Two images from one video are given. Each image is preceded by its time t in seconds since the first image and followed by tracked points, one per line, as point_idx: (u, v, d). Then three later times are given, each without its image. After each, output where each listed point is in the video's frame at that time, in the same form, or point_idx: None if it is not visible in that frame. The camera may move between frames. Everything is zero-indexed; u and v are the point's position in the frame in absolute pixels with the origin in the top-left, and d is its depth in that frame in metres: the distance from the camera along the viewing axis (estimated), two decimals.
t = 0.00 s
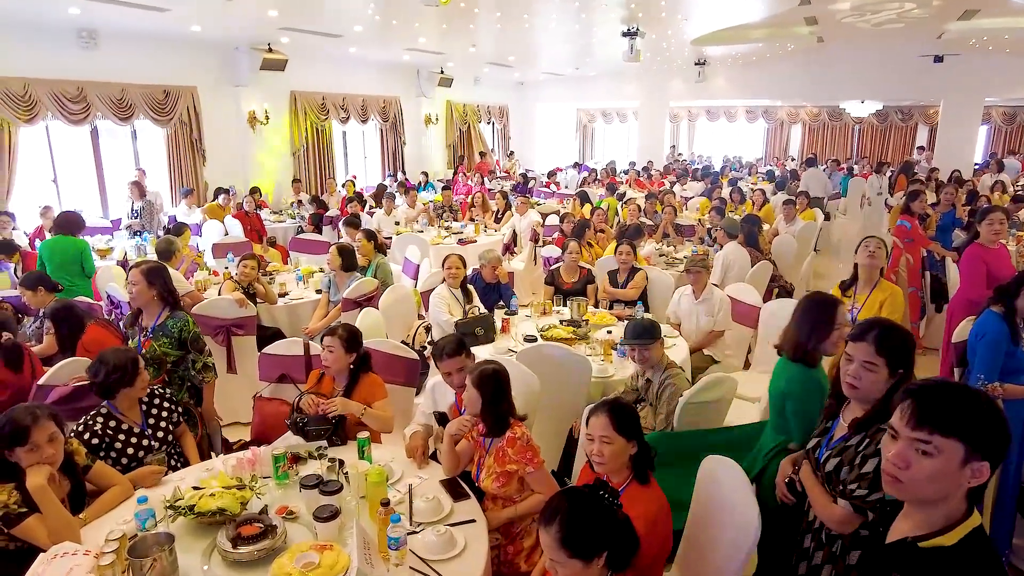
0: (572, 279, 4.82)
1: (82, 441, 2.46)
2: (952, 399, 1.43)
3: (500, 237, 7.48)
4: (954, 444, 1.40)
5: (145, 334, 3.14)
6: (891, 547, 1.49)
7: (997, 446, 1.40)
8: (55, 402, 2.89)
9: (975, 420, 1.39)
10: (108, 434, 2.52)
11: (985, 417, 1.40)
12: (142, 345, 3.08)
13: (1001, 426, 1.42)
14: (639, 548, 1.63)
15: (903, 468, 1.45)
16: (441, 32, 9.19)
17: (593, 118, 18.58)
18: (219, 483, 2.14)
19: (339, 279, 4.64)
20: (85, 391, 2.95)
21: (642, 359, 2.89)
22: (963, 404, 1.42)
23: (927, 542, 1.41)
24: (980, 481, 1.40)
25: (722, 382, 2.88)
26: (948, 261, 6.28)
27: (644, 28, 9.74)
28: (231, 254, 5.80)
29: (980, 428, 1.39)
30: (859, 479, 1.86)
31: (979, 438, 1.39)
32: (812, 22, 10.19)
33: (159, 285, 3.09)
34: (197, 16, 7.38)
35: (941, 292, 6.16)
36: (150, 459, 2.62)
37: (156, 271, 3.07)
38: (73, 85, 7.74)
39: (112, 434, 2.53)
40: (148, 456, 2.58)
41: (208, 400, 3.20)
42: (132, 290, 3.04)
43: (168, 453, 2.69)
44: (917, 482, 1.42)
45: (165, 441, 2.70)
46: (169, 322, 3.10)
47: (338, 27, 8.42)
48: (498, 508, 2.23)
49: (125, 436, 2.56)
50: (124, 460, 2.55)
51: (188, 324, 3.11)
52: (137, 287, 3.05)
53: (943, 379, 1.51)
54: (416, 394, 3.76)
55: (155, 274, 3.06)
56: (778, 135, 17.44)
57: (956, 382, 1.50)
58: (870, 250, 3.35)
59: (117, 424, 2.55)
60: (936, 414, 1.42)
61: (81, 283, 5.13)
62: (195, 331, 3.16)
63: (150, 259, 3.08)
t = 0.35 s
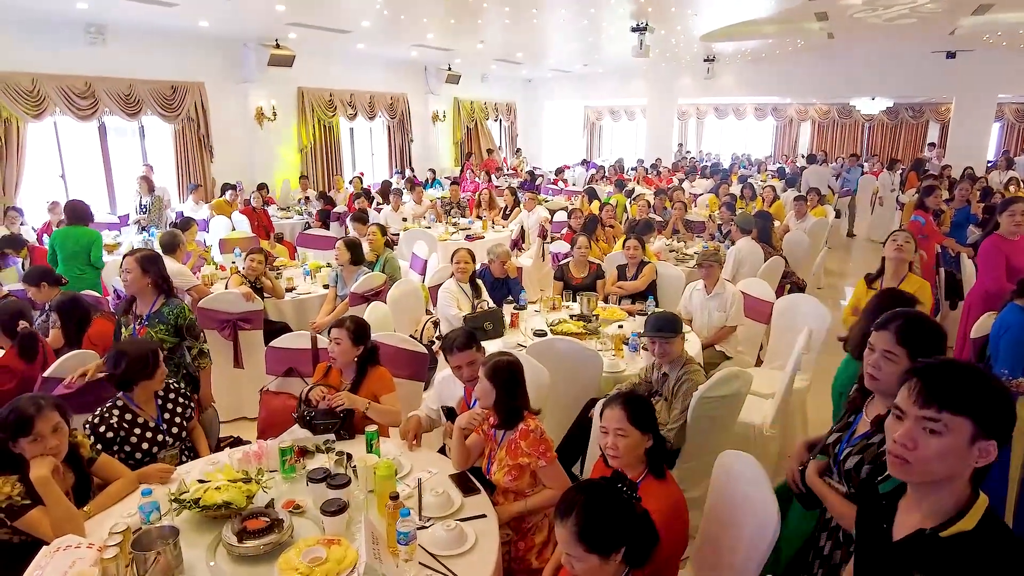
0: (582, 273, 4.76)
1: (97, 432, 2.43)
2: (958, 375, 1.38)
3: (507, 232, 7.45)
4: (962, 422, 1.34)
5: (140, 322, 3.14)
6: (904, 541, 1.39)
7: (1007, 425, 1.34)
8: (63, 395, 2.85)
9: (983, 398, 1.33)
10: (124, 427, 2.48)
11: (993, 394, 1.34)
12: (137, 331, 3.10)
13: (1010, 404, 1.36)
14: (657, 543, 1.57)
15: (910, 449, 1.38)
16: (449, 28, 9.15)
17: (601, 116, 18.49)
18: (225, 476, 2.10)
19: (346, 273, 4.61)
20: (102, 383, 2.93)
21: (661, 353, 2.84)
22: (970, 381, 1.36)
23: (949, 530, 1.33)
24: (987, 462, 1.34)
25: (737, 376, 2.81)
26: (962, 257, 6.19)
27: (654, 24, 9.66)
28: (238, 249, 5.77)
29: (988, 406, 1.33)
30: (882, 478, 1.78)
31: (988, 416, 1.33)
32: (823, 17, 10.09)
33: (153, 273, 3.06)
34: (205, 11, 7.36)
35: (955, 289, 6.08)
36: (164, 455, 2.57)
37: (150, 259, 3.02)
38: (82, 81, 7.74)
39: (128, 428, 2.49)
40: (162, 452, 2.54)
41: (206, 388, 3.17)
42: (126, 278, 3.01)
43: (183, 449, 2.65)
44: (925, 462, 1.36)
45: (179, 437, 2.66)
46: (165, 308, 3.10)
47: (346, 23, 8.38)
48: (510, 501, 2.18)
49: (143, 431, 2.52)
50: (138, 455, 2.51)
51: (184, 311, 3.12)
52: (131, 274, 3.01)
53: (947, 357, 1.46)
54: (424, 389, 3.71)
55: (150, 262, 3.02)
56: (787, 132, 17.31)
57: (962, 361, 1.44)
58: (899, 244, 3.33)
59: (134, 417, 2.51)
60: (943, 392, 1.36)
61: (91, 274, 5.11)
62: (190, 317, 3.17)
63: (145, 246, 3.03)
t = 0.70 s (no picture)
0: (590, 268, 4.70)
1: (109, 424, 2.40)
2: (946, 346, 1.37)
3: (514, 228, 7.40)
4: (950, 392, 1.32)
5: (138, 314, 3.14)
6: (904, 518, 1.35)
7: (993, 396, 1.34)
8: (70, 388, 2.81)
9: (971, 368, 1.33)
10: (140, 420, 2.45)
11: (979, 364, 1.34)
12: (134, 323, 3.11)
13: (995, 376, 1.36)
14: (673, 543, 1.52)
15: (898, 420, 1.36)
16: (455, 22, 9.08)
17: (608, 111, 18.40)
18: (229, 471, 2.06)
19: (352, 267, 4.58)
20: (117, 378, 2.91)
21: (677, 345, 2.80)
22: (957, 352, 1.36)
23: (948, 500, 1.31)
24: (974, 433, 1.33)
25: (751, 371, 2.73)
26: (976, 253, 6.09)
27: (663, 18, 9.58)
28: (244, 244, 5.75)
29: (975, 375, 1.32)
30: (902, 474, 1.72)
31: (975, 386, 1.32)
32: (833, 12, 9.97)
33: (150, 264, 3.07)
34: (211, 5, 7.32)
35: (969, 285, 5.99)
36: (178, 451, 2.54)
37: (145, 250, 3.04)
38: (88, 75, 7.74)
39: (143, 422, 2.46)
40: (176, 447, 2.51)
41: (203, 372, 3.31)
42: (121, 269, 3.01)
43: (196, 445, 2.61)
44: (914, 433, 1.34)
45: (192, 432, 2.62)
46: (162, 298, 3.14)
47: (352, 17, 8.34)
48: (519, 497, 2.14)
49: (157, 425, 2.49)
50: (152, 449, 2.48)
51: (181, 301, 3.16)
52: (127, 265, 3.02)
53: (933, 331, 1.45)
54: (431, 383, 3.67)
55: (145, 251, 3.03)
56: (796, 128, 17.18)
57: (946, 335, 1.44)
58: (935, 243, 3.32)
59: (149, 411, 2.48)
60: (931, 362, 1.35)
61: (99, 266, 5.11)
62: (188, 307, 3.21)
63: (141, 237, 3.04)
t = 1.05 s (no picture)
0: (597, 263, 4.65)
1: (120, 416, 2.37)
2: (940, 333, 1.32)
3: (520, 222, 7.36)
4: (942, 379, 1.27)
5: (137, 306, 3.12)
6: (902, 510, 1.31)
7: (990, 384, 1.29)
8: (77, 380, 2.76)
9: (966, 354, 1.28)
10: (152, 414, 2.42)
11: (975, 351, 1.28)
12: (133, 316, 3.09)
13: (993, 365, 1.30)
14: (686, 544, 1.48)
15: (887, 407, 1.32)
16: (462, 15, 9.01)
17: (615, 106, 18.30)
18: (231, 466, 2.02)
19: (356, 261, 4.54)
20: (120, 370, 2.84)
21: (686, 338, 2.75)
22: (952, 340, 1.30)
23: (947, 487, 1.27)
24: (966, 422, 1.28)
25: (761, 367, 2.68)
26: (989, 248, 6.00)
27: (671, 11, 9.48)
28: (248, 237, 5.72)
29: (970, 362, 1.27)
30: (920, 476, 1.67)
31: (969, 374, 1.27)
32: (844, 4, 9.84)
33: (148, 255, 3.06)
34: None
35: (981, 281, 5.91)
36: (188, 447, 2.51)
37: (143, 242, 3.03)
38: (93, 69, 7.72)
39: (155, 416, 2.44)
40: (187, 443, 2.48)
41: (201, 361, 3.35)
42: (120, 260, 2.99)
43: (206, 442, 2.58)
44: (903, 420, 1.29)
45: (201, 429, 2.59)
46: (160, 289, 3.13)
47: (358, 10, 8.27)
48: (526, 495, 2.10)
49: (168, 420, 2.46)
50: (162, 444, 2.45)
51: (180, 292, 3.17)
52: (126, 256, 3.00)
53: (929, 319, 1.40)
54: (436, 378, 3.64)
55: (144, 242, 3.02)
56: (804, 123, 17.04)
57: (943, 322, 1.38)
58: (968, 240, 3.29)
59: (161, 405, 2.45)
60: (925, 348, 1.30)
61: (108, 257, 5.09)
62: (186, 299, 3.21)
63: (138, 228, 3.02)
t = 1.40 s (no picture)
0: (606, 258, 4.60)
1: (133, 408, 2.35)
2: (966, 333, 1.27)
3: (528, 217, 7.31)
4: (969, 382, 1.22)
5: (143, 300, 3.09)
6: (929, 518, 1.26)
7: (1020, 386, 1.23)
8: (87, 372, 2.75)
9: (994, 356, 1.22)
10: (164, 407, 2.40)
11: (1002, 352, 1.23)
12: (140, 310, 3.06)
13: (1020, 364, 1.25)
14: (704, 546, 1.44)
15: (911, 412, 1.27)
16: (469, 8, 8.92)
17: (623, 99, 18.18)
18: (238, 464, 1.99)
19: (364, 255, 4.51)
20: (127, 365, 2.82)
21: (697, 335, 2.69)
22: (979, 341, 1.25)
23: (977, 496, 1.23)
24: (995, 425, 1.23)
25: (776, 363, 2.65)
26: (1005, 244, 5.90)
27: (680, 3, 9.37)
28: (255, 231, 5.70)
29: (999, 363, 1.22)
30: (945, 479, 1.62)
31: (998, 375, 1.22)
32: None
33: (155, 248, 3.03)
34: None
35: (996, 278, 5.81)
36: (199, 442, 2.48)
37: (148, 236, 2.99)
38: (101, 62, 7.71)
39: (167, 410, 2.41)
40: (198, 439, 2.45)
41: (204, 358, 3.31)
42: (126, 254, 2.96)
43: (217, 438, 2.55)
44: (929, 425, 1.25)
45: (212, 425, 2.56)
46: (167, 283, 3.10)
47: (364, 3, 8.21)
48: (537, 494, 2.06)
49: (180, 415, 2.43)
50: (172, 439, 2.43)
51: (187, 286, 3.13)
52: (133, 250, 2.98)
53: (951, 318, 1.34)
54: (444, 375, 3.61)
55: (150, 236, 2.99)
56: (815, 117, 16.88)
57: (966, 321, 1.33)
58: (989, 235, 3.20)
59: (173, 400, 2.42)
60: (949, 351, 1.25)
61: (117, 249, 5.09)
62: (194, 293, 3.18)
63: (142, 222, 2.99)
